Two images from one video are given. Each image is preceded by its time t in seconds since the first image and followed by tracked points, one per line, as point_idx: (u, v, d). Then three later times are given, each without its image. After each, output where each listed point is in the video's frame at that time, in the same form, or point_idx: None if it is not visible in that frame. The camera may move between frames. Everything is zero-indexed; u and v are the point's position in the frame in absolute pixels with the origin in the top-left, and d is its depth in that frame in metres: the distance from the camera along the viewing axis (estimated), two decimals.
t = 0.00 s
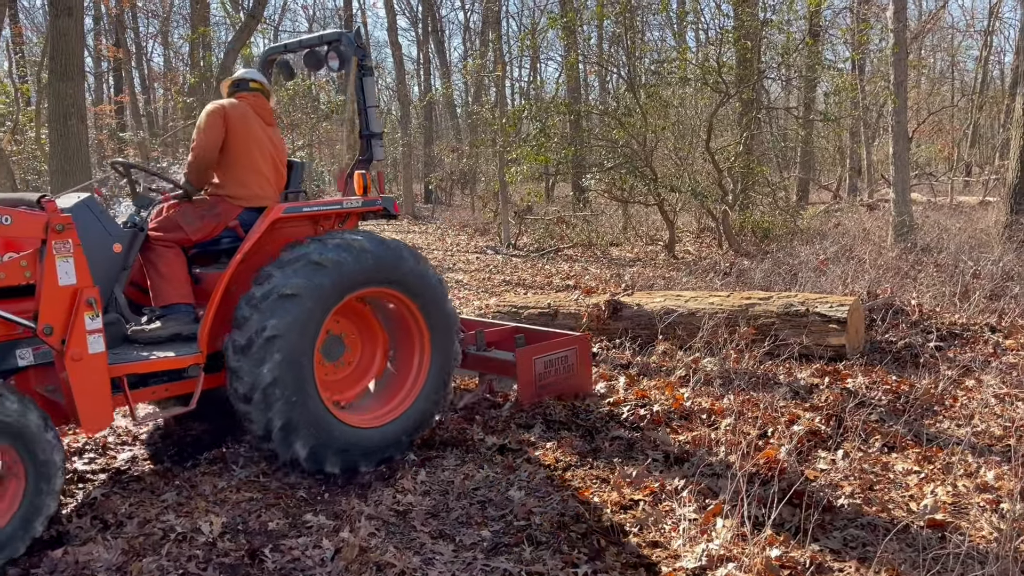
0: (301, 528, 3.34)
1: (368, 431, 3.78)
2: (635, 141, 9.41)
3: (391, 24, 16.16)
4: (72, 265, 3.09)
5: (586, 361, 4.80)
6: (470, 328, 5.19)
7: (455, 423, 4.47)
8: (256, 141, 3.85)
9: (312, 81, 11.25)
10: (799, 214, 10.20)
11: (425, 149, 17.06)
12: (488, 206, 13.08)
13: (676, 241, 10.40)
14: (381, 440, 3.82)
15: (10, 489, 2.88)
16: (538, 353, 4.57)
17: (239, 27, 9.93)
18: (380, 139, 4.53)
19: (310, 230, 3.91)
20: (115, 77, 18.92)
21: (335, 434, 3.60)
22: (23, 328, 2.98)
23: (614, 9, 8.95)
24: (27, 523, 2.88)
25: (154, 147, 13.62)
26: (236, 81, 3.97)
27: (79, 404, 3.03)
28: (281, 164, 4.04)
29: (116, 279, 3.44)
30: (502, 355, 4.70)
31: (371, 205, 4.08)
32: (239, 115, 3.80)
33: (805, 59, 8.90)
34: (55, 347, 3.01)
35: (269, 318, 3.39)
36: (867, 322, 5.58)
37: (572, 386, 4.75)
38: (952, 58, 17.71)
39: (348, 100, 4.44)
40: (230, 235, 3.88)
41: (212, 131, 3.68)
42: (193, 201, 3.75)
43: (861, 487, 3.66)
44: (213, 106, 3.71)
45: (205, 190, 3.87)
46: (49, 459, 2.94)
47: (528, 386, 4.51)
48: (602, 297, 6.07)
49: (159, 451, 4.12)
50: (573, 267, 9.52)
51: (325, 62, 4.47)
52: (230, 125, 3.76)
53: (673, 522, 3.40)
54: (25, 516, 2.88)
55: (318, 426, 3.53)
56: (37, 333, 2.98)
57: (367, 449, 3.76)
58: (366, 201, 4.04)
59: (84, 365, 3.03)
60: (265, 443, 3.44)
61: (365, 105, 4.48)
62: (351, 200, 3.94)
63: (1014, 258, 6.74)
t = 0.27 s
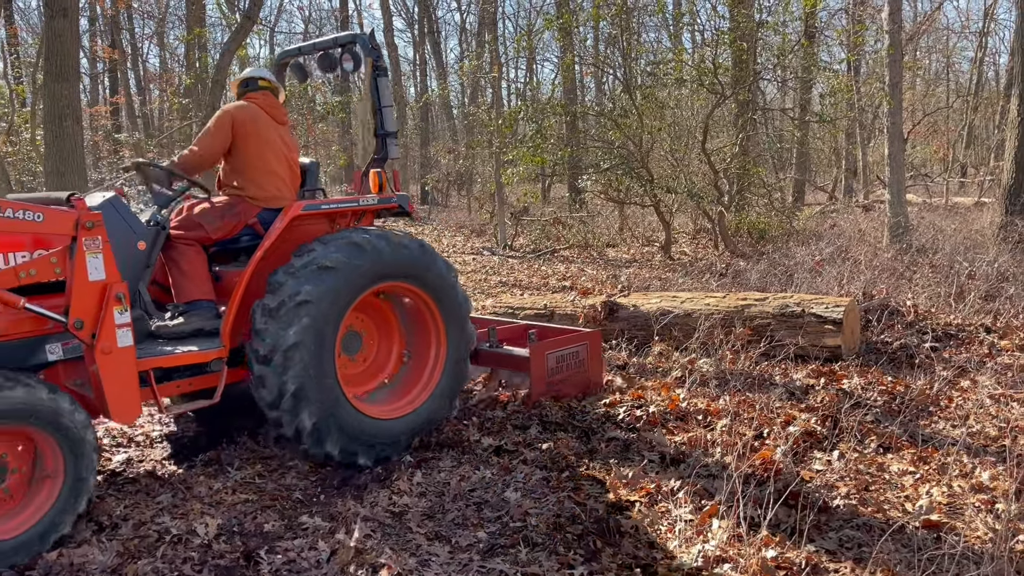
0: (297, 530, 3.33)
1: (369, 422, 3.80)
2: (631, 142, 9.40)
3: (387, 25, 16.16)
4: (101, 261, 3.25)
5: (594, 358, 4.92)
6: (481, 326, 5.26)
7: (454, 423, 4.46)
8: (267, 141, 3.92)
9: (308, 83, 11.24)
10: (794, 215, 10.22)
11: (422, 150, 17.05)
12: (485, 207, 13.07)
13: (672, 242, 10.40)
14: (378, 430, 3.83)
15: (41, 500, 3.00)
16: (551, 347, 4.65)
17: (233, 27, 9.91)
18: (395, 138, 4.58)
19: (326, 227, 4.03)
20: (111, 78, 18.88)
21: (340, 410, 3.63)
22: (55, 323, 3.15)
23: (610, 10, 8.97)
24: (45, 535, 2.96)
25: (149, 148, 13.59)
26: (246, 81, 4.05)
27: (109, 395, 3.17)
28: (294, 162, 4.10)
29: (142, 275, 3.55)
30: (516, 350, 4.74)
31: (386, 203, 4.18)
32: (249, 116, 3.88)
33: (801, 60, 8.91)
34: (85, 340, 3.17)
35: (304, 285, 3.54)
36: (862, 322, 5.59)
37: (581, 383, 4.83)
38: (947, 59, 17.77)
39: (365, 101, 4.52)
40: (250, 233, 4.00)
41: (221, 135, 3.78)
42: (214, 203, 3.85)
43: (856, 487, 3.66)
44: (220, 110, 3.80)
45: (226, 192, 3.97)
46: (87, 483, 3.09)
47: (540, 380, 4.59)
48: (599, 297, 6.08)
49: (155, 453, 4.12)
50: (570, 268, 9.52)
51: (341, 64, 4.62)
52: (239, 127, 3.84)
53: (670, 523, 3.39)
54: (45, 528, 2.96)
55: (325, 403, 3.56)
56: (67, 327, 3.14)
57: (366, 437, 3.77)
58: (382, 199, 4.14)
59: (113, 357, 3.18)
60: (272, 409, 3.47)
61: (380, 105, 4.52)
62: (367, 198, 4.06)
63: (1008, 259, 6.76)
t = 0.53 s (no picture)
0: (292, 532, 3.32)
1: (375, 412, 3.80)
2: (627, 143, 9.39)
3: (383, 26, 16.15)
4: (127, 255, 3.38)
5: (604, 353, 5.03)
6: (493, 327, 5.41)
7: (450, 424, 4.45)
8: (287, 141, 4.02)
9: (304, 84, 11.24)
10: (790, 216, 10.25)
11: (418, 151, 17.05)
12: (480, 208, 13.08)
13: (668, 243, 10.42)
14: (380, 419, 3.82)
15: (59, 501, 3.07)
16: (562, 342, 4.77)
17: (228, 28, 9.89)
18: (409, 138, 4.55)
19: (342, 224, 4.17)
20: (105, 79, 18.85)
21: (348, 388, 3.65)
22: (83, 316, 3.24)
23: (605, 11, 8.97)
24: (54, 534, 3.00)
25: (145, 148, 13.57)
26: (268, 83, 4.12)
27: (135, 387, 3.28)
28: (312, 164, 4.19)
29: (164, 271, 3.65)
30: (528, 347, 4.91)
31: (401, 201, 4.30)
32: (271, 116, 3.97)
33: (796, 61, 8.93)
34: (112, 333, 3.28)
35: (338, 259, 3.72)
36: (858, 323, 5.60)
37: (592, 379, 4.93)
38: (941, 61, 17.85)
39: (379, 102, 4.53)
40: (267, 231, 4.04)
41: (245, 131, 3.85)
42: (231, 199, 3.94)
43: (852, 488, 3.67)
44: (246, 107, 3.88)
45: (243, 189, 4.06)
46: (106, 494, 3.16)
47: (553, 374, 4.69)
48: (595, 298, 6.09)
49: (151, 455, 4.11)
50: (566, 269, 9.53)
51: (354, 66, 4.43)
52: (262, 125, 3.93)
53: (666, 525, 3.39)
54: (56, 526, 3.01)
55: (338, 379, 3.60)
56: (95, 320, 3.25)
57: (368, 424, 3.76)
58: (397, 197, 4.27)
59: (139, 350, 3.30)
60: (284, 371, 3.51)
61: (394, 105, 4.55)
62: (382, 196, 4.21)
63: (1003, 259, 6.78)
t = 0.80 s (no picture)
0: (288, 533, 3.32)
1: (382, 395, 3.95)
2: (623, 144, 9.39)
3: (378, 26, 16.13)
4: (152, 251, 3.54)
5: (614, 349, 5.13)
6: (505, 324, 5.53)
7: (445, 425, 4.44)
8: (307, 142, 4.26)
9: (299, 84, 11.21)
10: (785, 217, 10.26)
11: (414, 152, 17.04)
12: (476, 209, 13.06)
13: (664, 243, 10.43)
14: (382, 401, 3.95)
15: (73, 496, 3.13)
16: (573, 339, 4.87)
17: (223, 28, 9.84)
18: (425, 137, 4.67)
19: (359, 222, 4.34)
20: (100, 80, 18.80)
21: (358, 359, 3.82)
22: (109, 310, 3.39)
23: (601, 12, 8.97)
24: (58, 526, 3.03)
25: (139, 149, 13.52)
26: (286, 88, 4.37)
27: (160, 379, 3.42)
28: (328, 163, 4.44)
29: (187, 267, 3.79)
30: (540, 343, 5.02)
31: (416, 199, 4.47)
32: (291, 117, 4.23)
33: (791, 62, 8.94)
34: (138, 326, 3.42)
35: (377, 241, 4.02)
36: (853, 324, 5.61)
37: (602, 375, 5.02)
38: (936, 62, 17.91)
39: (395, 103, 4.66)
40: (286, 228, 4.27)
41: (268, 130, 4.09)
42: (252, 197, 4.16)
43: (848, 488, 3.67)
44: (269, 109, 4.13)
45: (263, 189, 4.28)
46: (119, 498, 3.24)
47: (564, 369, 4.79)
48: (591, 299, 6.10)
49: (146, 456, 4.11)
50: (562, 269, 9.53)
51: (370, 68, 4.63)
52: (283, 125, 4.18)
53: (662, 526, 3.39)
54: (64, 519, 3.05)
55: (351, 353, 3.79)
56: (121, 313, 3.39)
57: (373, 404, 3.89)
58: (412, 195, 4.44)
59: (164, 342, 3.44)
60: (303, 334, 3.72)
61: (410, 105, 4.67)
62: (399, 195, 4.37)
63: (997, 260, 6.80)
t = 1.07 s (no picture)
0: (284, 534, 3.31)
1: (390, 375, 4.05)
2: (618, 144, 9.40)
3: (374, 27, 16.12)
4: (178, 249, 3.67)
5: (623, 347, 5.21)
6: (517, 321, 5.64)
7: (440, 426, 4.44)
8: (324, 142, 4.38)
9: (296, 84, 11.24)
10: (781, 217, 10.29)
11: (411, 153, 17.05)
12: (473, 210, 13.08)
13: (660, 244, 10.46)
14: (389, 380, 4.04)
15: (86, 492, 3.23)
16: (585, 336, 4.97)
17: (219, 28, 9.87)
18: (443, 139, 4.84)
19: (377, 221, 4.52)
20: (95, 80, 18.77)
21: (375, 331, 3.96)
22: (137, 306, 3.52)
23: (597, 13, 8.98)
24: (66, 512, 3.10)
25: (134, 150, 13.51)
26: (297, 91, 4.50)
27: (186, 373, 3.55)
28: (345, 163, 4.55)
29: (212, 265, 3.90)
30: (551, 341, 5.11)
31: (433, 199, 4.64)
32: (306, 120, 4.35)
33: (786, 63, 8.96)
34: (164, 321, 3.55)
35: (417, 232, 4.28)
36: (849, 324, 5.62)
37: (613, 372, 5.12)
38: (930, 63, 17.98)
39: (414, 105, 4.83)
40: (306, 227, 4.42)
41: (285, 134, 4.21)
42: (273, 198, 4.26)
43: (843, 488, 3.67)
44: (284, 113, 4.25)
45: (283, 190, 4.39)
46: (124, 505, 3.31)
47: (576, 366, 4.89)
48: (587, 300, 6.12)
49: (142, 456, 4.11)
50: (558, 270, 9.55)
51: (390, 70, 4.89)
52: (298, 128, 4.30)
53: (657, 526, 3.39)
54: (72, 507, 3.12)
55: (372, 327, 3.94)
56: (149, 309, 3.52)
57: (380, 382, 3.98)
58: (429, 195, 4.62)
59: (190, 337, 3.57)
60: (329, 300, 3.90)
61: (429, 107, 4.85)
62: (416, 195, 4.54)
63: (992, 260, 6.82)
